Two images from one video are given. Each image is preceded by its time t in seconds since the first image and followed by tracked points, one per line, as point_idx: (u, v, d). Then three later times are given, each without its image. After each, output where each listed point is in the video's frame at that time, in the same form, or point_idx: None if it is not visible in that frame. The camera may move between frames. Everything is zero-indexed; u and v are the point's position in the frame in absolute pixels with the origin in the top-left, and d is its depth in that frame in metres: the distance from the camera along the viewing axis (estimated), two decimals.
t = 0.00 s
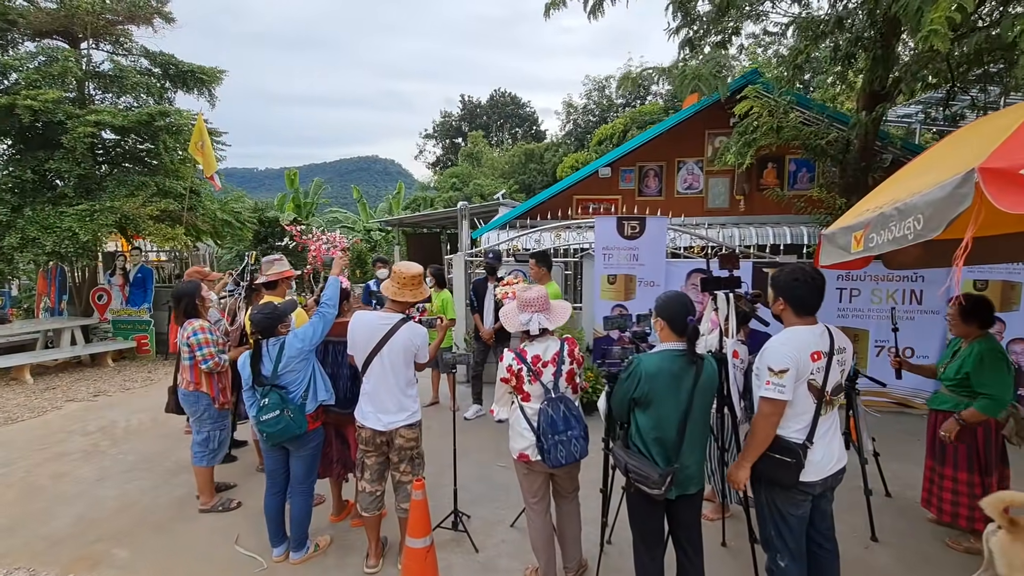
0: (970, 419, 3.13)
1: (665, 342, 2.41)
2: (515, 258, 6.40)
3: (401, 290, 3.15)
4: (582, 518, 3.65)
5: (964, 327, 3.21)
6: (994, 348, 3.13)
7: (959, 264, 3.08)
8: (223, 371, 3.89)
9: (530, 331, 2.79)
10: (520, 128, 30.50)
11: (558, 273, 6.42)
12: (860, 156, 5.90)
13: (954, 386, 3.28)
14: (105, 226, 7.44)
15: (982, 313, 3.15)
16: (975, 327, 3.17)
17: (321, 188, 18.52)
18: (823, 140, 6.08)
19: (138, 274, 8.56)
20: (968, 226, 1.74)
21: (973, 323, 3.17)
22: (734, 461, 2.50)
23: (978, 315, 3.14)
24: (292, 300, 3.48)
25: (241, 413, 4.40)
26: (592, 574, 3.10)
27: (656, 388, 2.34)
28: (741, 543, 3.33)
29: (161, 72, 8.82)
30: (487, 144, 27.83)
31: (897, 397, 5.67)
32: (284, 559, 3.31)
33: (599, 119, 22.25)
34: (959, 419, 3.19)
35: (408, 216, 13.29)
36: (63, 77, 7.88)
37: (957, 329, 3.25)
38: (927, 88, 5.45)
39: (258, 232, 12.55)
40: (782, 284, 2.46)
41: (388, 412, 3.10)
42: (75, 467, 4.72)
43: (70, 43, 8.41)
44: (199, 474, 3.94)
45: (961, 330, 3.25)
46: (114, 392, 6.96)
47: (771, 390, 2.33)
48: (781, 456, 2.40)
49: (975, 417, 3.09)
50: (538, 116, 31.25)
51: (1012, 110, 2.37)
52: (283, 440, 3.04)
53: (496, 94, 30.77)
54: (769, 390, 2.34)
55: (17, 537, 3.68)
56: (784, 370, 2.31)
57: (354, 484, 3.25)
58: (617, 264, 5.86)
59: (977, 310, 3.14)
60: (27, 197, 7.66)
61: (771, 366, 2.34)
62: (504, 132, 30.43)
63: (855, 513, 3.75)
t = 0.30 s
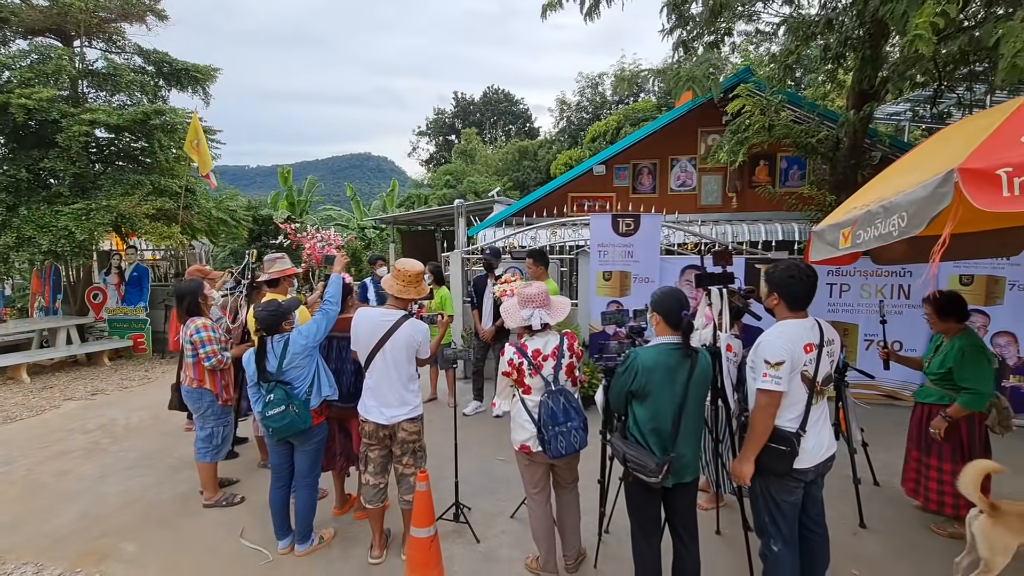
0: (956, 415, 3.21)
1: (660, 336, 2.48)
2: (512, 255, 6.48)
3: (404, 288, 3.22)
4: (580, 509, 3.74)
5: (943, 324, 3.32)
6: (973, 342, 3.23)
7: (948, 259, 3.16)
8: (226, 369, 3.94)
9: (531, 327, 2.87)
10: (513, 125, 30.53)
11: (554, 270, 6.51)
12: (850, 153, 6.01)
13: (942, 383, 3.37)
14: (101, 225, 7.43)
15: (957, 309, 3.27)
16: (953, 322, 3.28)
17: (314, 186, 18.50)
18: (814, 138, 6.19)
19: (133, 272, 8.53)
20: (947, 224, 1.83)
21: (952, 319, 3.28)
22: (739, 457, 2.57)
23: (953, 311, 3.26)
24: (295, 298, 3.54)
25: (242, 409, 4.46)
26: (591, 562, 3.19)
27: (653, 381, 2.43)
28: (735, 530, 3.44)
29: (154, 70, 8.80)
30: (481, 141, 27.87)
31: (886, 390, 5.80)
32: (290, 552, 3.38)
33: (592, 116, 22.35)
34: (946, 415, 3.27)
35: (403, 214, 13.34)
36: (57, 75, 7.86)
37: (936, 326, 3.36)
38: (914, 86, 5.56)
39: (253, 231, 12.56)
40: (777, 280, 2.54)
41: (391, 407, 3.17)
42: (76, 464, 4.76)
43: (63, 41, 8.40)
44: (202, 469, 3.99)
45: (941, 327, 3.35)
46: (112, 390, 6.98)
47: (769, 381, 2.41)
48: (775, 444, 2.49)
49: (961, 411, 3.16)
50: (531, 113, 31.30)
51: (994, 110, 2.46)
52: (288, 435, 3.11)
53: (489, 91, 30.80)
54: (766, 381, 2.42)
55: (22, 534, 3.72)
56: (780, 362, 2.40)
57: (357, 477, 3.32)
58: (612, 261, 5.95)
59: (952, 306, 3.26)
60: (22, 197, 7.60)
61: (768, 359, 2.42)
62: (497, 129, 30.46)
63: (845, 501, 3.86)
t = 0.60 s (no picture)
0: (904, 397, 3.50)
1: (652, 329, 2.57)
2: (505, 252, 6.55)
3: (402, 284, 3.28)
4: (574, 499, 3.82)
5: (913, 317, 3.46)
6: (939, 336, 3.38)
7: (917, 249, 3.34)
8: (223, 363, 3.98)
9: (523, 318, 2.95)
10: (504, 123, 30.57)
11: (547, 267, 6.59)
12: (835, 153, 6.14)
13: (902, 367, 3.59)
14: (91, 222, 7.35)
15: (926, 304, 3.41)
16: (923, 317, 3.43)
17: (305, 182, 18.42)
18: (801, 138, 6.31)
19: (124, 269, 8.47)
20: (923, 221, 1.92)
21: (921, 313, 3.42)
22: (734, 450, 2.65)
23: (922, 306, 3.41)
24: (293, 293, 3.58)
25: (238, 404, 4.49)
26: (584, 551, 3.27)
27: (645, 372, 2.51)
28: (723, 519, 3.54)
29: (144, 65, 8.75)
30: (472, 138, 27.87)
31: (870, 384, 5.94)
32: (288, 543, 3.44)
33: (583, 114, 22.45)
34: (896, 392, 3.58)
35: (395, 211, 13.33)
36: (45, 70, 7.80)
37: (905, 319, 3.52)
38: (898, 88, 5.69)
39: (244, 227, 12.50)
40: (766, 275, 2.63)
41: (389, 399, 3.24)
42: (70, 460, 4.76)
43: (51, 35, 8.34)
44: (199, 463, 4.03)
45: (912, 320, 3.50)
46: (104, 387, 6.96)
47: (758, 372, 2.51)
48: (762, 432, 2.59)
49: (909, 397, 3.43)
50: (522, 111, 31.32)
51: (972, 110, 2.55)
52: (288, 427, 3.17)
53: (480, 88, 30.79)
54: (755, 372, 2.51)
55: (19, 528, 3.73)
56: (769, 353, 2.50)
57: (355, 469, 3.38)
58: (604, 257, 6.04)
59: (921, 301, 3.40)
60: (10, 193, 7.53)
61: (757, 350, 2.52)
62: (488, 127, 30.44)
63: (829, 490, 3.98)
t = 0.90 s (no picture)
0: (874, 379, 3.66)
1: (648, 318, 2.68)
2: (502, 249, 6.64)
3: (403, 275, 3.37)
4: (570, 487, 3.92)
5: (888, 307, 3.61)
6: (910, 325, 3.54)
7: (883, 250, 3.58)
8: (225, 354, 4.04)
9: (517, 305, 3.06)
10: (499, 122, 30.67)
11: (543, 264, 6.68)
12: (825, 154, 6.29)
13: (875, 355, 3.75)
14: (90, 216, 7.35)
15: (900, 295, 3.56)
16: (897, 307, 3.58)
17: (299, 180, 18.41)
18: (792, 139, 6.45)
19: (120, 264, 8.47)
20: (904, 214, 2.04)
21: (895, 304, 3.58)
22: (716, 430, 2.77)
23: (898, 297, 3.55)
24: (297, 285, 3.64)
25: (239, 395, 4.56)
26: (580, 536, 3.38)
27: (640, 359, 2.62)
28: (714, 505, 3.66)
29: (141, 60, 8.75)
30: (467, 138, 27.93)
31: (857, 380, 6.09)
32: (291, 528, 3.52)
33: (577, 115, 22.55)
34: (868, 375, 3.75)
35: (391, 209, 13.38)
36: (42, 63, 7.81)
37: (879, 309, 3.68)
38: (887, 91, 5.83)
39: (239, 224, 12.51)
40: (758, 268, 2.74)
41: (390, 387, 3.32)
42: (71, 450, 4.79)
43: (48, 29, 8.35)
44: (202, 453, 4.09)
45: (886, 311, 3.66)
46: (101, 380, 6.97)
47: (748, 359, 2.62)
48: (751, 418, 2.70)
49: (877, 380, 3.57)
50: (517, 111, 31.41)
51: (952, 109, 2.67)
52: (292, 415, 3.25)
53: (475, 88, 30.87)
54: (745, 360, 2.62)
55: (24, 515, 3.77)
56: (759, 342, 2.61)
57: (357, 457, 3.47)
58: (599, 254, 6.15)
59: (897, 292, 3.55)
60: (6, 186, 7.54)
61: (747, 339, 2.63)
62: (483, 126, 30.51)
63: (817, 480, 4.11)
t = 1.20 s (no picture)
0: (850, 369, 3.80)
1: (645, 304, 2.81)
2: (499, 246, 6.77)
3: (408, 263, 3.50)
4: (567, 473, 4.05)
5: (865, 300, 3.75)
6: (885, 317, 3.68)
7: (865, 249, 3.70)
8: (231, 342, 4.13)
9: (520, 291, 3.19)
10: (493, 123, 30.83)
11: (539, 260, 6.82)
12: (814, 155, 6.49)
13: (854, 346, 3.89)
14: (89, 208, 7.38)
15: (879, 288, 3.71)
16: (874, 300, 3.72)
17: (294, 178, 18.42)
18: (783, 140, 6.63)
19: (117, 258, 8.47)
20: (884, 204, 2.19)
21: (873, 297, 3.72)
22: (711, 414, 2.91)
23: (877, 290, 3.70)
24: (302, 274, 3.73)
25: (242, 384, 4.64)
26: (578, 517, 3.51)
27: (637, 343, 2.75)
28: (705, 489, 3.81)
29: (140, 55, 8.78)
30: (461, 138, 28.06)
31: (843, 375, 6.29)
32: (297, 510, 3.62)
33: (571, 116, 22.74)
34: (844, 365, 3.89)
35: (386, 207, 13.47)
36: (41, 56, 7.83)
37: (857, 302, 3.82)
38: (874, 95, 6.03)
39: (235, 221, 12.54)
40: (750, 258, 2.87)
41: (395, 372, 3.43)
42: (74, 438, 4.83)
43: (47, 23, 8.37)
44: (207, 439, 4.17)
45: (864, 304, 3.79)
46: (99, 372, 7.00)
47: (740, 344, 2.75)
48: (742, 400, 2.85)
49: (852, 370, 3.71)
50: (511, 112, 31.57)
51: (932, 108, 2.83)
52: (300, 398, 3.34)
53: (469, 89, 31.02)
54: (737, 345, 2.76)
55: (32, 499, 3.83)
56: (749, 328, 2.75)
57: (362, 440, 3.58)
58: (594, 251, 6.30)
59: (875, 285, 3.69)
60: (4, 178, 7.56)
61: (739, 325, 2.77)
62: (477, 127, 30.63)
63: (804, 466, 4.27)
